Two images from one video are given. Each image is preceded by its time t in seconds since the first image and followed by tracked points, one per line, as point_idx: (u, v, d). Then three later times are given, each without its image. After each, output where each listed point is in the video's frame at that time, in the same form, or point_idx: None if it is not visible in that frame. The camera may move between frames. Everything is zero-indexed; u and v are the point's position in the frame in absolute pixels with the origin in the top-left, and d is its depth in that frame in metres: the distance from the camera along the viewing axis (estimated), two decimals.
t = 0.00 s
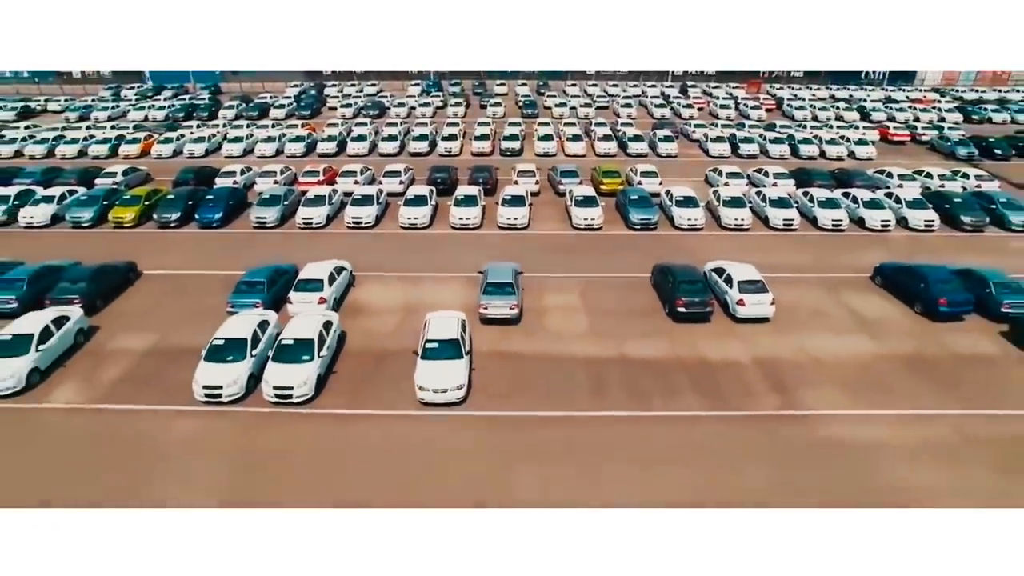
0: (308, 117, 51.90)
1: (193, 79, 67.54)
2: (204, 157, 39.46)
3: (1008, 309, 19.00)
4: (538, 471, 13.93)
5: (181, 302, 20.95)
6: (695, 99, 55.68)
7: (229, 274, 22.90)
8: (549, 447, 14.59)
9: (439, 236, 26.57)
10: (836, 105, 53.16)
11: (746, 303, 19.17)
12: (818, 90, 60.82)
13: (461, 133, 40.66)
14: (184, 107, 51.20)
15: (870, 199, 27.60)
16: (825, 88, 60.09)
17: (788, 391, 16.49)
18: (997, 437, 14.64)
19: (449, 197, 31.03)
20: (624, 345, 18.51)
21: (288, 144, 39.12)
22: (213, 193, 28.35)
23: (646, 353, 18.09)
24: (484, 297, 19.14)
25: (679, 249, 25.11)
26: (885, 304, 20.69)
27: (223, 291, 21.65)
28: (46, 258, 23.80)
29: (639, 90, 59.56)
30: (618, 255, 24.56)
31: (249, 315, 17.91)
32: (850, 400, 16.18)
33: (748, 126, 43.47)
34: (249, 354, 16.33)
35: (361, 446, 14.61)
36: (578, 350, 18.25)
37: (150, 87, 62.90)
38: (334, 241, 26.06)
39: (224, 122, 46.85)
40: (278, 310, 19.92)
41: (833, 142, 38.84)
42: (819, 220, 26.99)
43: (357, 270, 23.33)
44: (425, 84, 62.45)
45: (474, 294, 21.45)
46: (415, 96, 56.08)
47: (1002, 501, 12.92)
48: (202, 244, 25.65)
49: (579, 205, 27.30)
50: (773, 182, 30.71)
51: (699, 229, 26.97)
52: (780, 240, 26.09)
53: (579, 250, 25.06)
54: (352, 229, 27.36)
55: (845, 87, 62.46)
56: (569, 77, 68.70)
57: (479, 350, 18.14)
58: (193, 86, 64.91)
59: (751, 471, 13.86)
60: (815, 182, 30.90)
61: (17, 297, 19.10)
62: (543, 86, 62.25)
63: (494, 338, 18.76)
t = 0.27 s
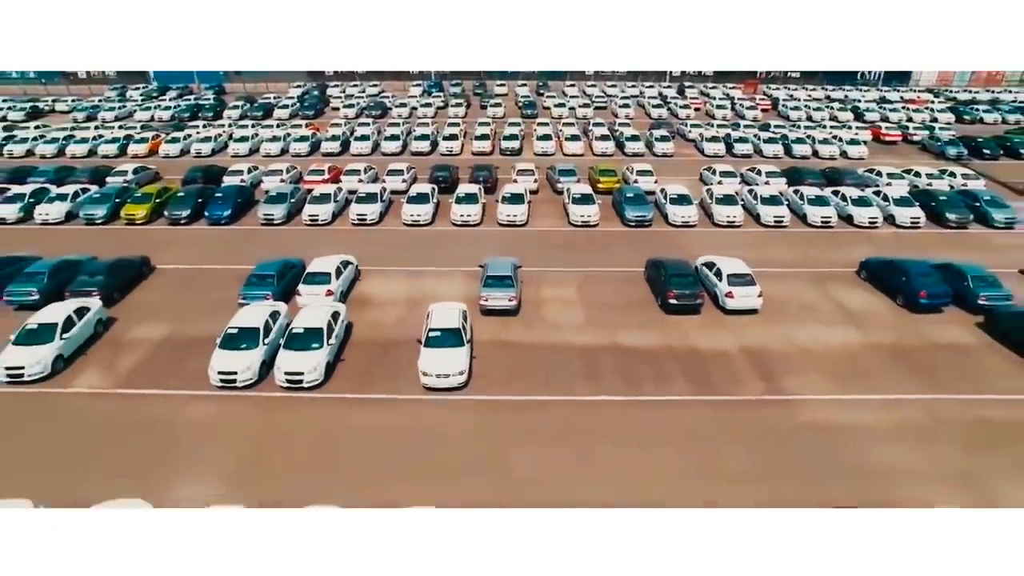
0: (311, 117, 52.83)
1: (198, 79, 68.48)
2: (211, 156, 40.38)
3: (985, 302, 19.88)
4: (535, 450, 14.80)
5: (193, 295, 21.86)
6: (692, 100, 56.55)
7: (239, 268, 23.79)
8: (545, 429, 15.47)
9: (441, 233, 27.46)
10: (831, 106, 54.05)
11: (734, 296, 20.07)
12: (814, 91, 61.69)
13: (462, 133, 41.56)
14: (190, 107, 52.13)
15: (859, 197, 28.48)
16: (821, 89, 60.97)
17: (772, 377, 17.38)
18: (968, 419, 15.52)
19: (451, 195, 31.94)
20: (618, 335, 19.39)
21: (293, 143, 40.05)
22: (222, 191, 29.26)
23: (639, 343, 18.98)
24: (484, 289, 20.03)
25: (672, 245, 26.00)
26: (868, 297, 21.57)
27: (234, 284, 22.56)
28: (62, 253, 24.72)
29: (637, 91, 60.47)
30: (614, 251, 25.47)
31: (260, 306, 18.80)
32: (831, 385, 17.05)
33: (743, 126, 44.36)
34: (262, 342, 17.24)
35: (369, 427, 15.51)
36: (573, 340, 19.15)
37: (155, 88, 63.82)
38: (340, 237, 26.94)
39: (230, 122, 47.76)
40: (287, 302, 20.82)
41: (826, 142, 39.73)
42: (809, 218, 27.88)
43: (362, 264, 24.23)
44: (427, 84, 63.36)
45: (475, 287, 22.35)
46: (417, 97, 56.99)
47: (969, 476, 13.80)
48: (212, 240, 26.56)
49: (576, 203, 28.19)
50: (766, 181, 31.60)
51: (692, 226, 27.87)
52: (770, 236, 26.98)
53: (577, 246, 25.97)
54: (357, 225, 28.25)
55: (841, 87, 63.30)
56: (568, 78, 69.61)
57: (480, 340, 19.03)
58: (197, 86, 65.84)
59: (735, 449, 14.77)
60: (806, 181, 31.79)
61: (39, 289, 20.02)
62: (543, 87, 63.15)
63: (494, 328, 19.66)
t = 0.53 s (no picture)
0: (314, 117, 53.60)
1: (201, 79, 69.24)
2: (216, 156, 41.14)
3: (966, 296, 20.70)
4: (533, 434, 15.55)
5: (204, 289, 22.62)
6: (689, 100, 57.32)
7: (247, 264, 24.55)
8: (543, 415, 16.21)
9: (443, 230, 28.22)
10: (827, 106, 54.82)
11: (725, 290, 20.81)
12: (810, 91, 62.45)
13: (462, 133, 42.32)
14: (194, 108, 52.90)
15: (849, 195, 29.24)
16: (817, 89, 61.73)
17: (761, 367, 18.13)
18: (945, 405, 16.29)
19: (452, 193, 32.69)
20: (614, 327, 20.14)
21: (297, 143, 40.82)
22: (229, 189, 30.01)
23: (633, 334, 19.73)
24: (484, 284, 20.79)
25: (667, 241, 26.75)
26: (856, 292, 22.33)
27: (242, 279, 23.32)
28: (75, 249, 25.48)
29: (635, 91, 61.23)
30: (610, 247, 26.22)
31: (269, 299, 19.54)
32: (817, 375, 17.80)
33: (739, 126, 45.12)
34: (271, 333, 17.98)
35: (375, 413, 16.27)
36: (570, 332, 19.90)
37: (159, 88, 64.59)
38: (344, 234, 27.70)
39: (234, 122, 48.52)
40: (294, 296, 21.57)
41: (820, 142, 40.49)
42: (801, 216, 28.64)
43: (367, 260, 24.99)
44: (427, 85, 64.14)
45: (475, 282, 23.09)
46: (418, 97, 57.77)
47: (945, 459, 14.54)
48: (220, 237, 27.32)
49: (574, 201, 28.94)
50: (759, 180, 32.35)
51: (687, 224, 28.63)
52: (762, 233, 27.73)
53: (575, 243, 26.72)
54: (360, 223, 29.00)
55: (837, 88, 64.05)
56: (568, 79, 70.36)
57: (480, 332, 19.78)
58: (201, 87, 66.61)
59: (723, 433, 15.54)
60: (799, 180, 32.55)
61: (55, 284, 20.79)
62: (542, 87, 63.91)
63: (494, 321, 20.42)
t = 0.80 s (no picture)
0: (316, 117, 54.37)
1: (204, 79, 70.03)
2: (221, 155, 41.89)
3: (950, 290, 21.44)
4: (531, 420, 16.29)
5: (213, 284, 23.37)
6: (687, 100, 58.05)
7: (254, 260, 25.29)
8: (541, 402, 16.94)
9: (444, 227, 28.97)
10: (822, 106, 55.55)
11: (717, 284, 21.56)
12: (807, 91, 63.19)
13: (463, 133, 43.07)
14: (198, 108, 53.67)
15: (840, 193, 29.97)
16: (813, 90, 62.48)
17: (750, 357, 18.87)
18: (925, 394, 17.01)
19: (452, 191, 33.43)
20: (609, 320, 20.88)
21: (300, 143, 41.56)
22: (235, 187, 30.76)
23: (628, 327, 20.47)
24: (484, 278, 21.52)
25: (662, 238, 27.48)
26: (844, 286, 23.06)
27: (250, 274, 24.06)
28: (87, 246, 26.23)
29: (633, 92, 61.98)
30: (607, 244, 26.96)
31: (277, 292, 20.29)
32: (804, 364, 18.54)
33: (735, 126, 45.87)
34: (279, 324, 18.73)
35: (379, 400, 17.01)
36: (567, 324, 20.64)
37: (163, 88, 65.40)
38: (348, 231, 28.46)
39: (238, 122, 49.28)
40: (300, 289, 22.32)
41: (814, 142, 41.24)
42: (793, 213, 29.39)
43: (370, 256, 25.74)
44: (428, 85, 64.88)
45: (475, 277, 23.83)
46: (419, 98, 58.54)
47: (923, 442, 15.28)
48: (227, 234, 28.06)
49: (572, 199, 29.67)
50: (753, 178, 33.08)
51: (682, 221, 29.37)
52: (755, 230, 28.48)
53: (572, 239, 27.47)
54: (364, 220, 29.74)
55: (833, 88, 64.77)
56: (567, 79, 71.11)
57: (480, 324, 20.52)
58: (204, 87, 67.38)
59: (712, 419, 16.28)
60: (792, 179, 33.28)
61: (70, 278, 21.55)
62: (541, 88, 64.68)
63: (493, 314, 21.16)
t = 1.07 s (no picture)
0: (319, 117, 55.27)
1: (208, 79, 70.96)
2: (227, 155, 42.79)
3: (931, 283, 22.32)
4: (529, 404, 17.18)
5: (223, 277, 24.27)
6: (684, 101, 58.95)
7: (262, 255, 26.19)
8: (538, 388, 17.83)
9: (445, 223, 29.88)
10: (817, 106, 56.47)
11: (708, 277, 22.45)
12: (803, 92, 64.10)
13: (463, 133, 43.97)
14: (203, 108, 54.57)
15: (830, 191, 30.84)
16: (809, 90, 63.39)
17: (738, 347, 19.77)
18: (903, 380, 17.89)
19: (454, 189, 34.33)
20: (604, 311, 21.77)
21: (304, 143, 42.48)
22: (242, 185, 31.65)
23: (622, 318, 21.36)
24: (484, 271, 22.42)
25: (657, 234, 28.38)
26: (830, 280, 23.95)
27: (259, 268, 24.96)
28: (101, 241, 27.12)
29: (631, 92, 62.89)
30: (603, 240, 27.86)
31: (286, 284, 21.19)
32: (789, 353, 19.43)
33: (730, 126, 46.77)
34: (289, 315, 19.64)
35: (385, 386, 17.90)
36: (564, 315, 21.53)
37: (168, 88, 66.34)
38: (352, 227, 29.36)
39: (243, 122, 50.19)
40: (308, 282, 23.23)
41: (807, 141, 42.12)
42: (784, 210, 30.28)
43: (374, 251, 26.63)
44: (429, 86, 65.78)
45: (476, 271, 24.73)
46: (420, 98, 59.46)
47: (900, 424, 16.18)
48: (235, 230, 28.96)
49: (569, 196, 30.57)
50: (746, 176, 33.96)
51: (676, 218, 30.27)
52: (747, 227, 29.37)
53: (570, 235, 28.37)
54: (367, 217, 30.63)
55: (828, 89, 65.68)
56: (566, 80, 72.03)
57: (480, 315, 21.41)
58: (208, 87, 68.31)
59: (700, 403, 17.18)
60: (784, 177, 34.17)
61: (87, 272, 22.45)
62: (541, 88, 65.60)
63: (493, 305, 22.05)
